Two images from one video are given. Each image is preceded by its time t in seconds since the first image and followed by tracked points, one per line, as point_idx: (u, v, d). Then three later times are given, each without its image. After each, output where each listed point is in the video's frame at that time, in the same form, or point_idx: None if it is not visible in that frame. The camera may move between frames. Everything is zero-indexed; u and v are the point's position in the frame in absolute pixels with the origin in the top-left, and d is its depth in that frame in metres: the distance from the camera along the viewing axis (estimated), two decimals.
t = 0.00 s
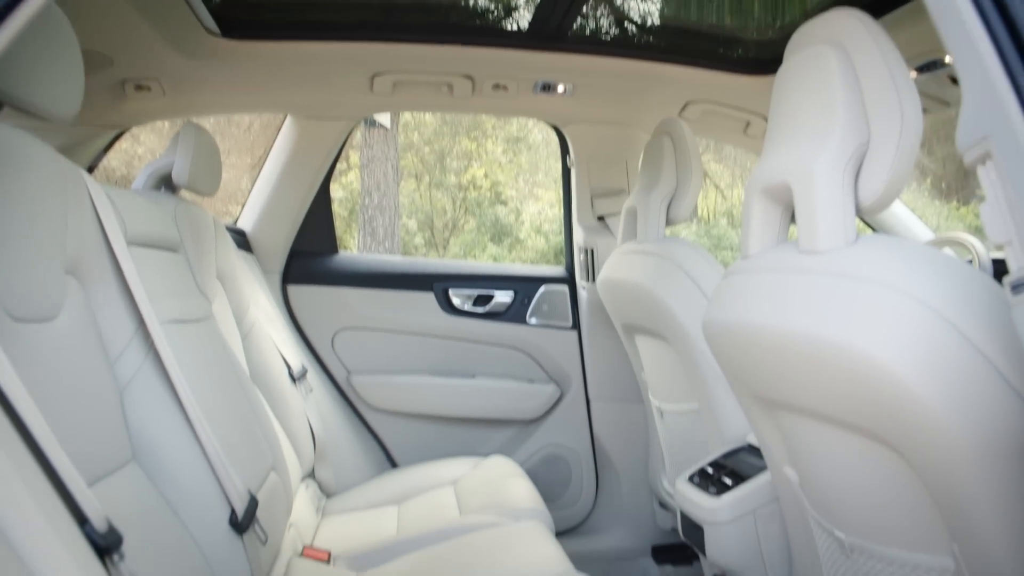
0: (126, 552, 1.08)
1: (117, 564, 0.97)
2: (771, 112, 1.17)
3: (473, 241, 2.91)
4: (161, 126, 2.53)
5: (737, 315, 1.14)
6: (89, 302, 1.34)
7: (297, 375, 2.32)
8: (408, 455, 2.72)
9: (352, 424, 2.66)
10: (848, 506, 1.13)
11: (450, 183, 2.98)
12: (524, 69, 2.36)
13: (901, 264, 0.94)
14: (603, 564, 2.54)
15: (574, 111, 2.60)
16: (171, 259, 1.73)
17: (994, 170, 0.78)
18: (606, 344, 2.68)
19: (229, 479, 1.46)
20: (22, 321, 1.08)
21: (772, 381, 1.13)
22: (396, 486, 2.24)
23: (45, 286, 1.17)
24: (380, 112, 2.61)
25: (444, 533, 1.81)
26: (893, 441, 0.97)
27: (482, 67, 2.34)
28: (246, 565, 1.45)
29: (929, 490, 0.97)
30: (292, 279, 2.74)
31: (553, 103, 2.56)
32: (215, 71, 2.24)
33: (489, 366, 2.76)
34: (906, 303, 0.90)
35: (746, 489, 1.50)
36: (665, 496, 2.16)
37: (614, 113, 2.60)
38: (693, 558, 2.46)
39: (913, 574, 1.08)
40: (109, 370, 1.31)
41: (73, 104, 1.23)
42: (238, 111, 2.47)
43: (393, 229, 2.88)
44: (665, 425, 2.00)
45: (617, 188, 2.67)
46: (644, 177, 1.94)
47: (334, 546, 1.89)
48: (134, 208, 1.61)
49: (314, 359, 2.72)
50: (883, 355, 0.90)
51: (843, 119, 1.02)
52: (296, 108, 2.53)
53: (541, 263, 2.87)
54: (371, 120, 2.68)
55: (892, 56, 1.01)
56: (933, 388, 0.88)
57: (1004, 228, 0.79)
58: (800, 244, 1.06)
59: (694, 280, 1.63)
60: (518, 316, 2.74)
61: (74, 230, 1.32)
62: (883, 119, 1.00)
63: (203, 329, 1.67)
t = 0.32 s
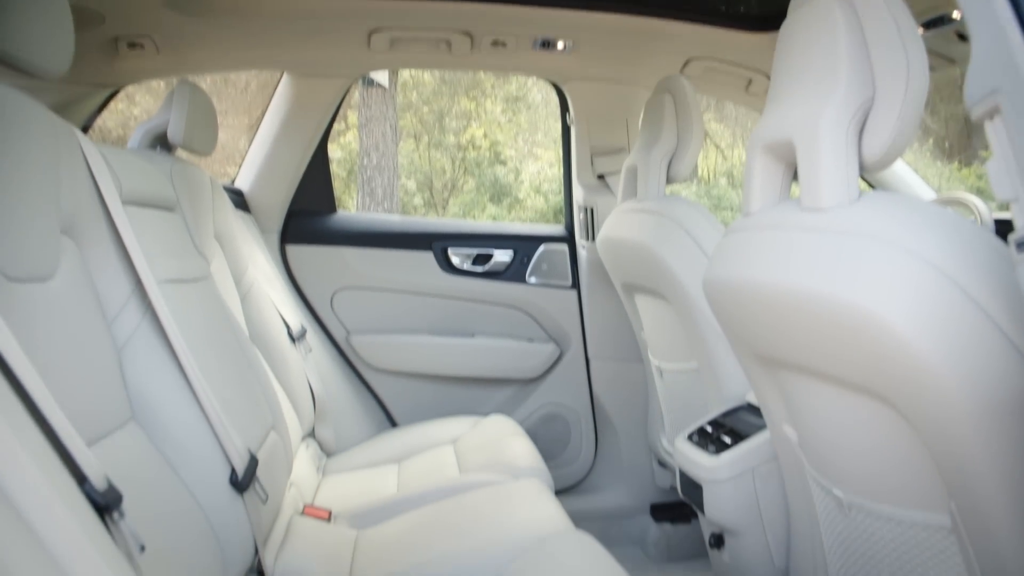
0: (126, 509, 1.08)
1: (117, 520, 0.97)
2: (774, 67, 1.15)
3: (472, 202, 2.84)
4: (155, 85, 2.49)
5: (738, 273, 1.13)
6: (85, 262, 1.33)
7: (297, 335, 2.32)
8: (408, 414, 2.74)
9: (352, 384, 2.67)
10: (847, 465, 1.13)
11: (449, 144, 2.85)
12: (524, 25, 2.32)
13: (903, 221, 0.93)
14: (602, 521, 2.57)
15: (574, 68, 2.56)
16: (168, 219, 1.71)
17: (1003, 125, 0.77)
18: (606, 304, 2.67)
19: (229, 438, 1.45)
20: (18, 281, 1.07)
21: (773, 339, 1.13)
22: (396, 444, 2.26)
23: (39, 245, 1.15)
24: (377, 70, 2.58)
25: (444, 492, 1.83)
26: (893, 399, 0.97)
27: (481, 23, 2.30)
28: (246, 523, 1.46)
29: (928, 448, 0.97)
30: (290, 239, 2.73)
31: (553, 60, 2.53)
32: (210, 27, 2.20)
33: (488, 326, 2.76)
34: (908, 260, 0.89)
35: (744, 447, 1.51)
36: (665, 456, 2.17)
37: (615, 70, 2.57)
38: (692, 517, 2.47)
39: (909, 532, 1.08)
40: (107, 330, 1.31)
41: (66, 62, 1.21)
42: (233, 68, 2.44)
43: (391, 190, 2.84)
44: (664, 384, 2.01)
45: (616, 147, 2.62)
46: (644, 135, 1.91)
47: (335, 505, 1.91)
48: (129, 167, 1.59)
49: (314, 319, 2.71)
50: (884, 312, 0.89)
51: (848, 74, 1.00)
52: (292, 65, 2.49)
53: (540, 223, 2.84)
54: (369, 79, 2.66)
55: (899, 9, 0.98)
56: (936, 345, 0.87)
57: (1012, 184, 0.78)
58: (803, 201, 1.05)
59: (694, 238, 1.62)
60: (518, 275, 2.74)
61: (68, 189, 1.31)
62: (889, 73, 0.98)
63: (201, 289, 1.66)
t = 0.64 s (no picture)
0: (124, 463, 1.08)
1: (115, 474, 0.97)
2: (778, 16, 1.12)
3: (471, 158, 2.81)
4: (147, 39, 2.45)
5: (739, 226, 1.11)
6: (79, 216, 1.32)
7: (296, 290, 2.31)
8: (408, 369, 2.75)
9: (351, 339, 2.67)
10: (847, 419, 1.14)
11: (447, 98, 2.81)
12: None
13: (907, 172, 0.91)
14: (600, 474, 2.59)
15: (572, 18, 2.53)
16: (163, 173, 1.69)
17: (1014, 73, 0.76)
18: (605, 260, 2.66)
19: (228, 393, 1.45)
20: (11, 237, 1.06)
21: (774, 293, 1.12)
22: (396, 398, 2.27)
23: (31, 199, 1.13)
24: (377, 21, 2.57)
25: (444, 447, 1.84)
26: (894, 353, 0.96)
27: None
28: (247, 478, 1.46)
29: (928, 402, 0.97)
30: (287, 194, 2.70)
31: (552, 10, 2.48)
32: None
33: (488, 282, 2.74)
34: (912, 212, 0.88)
35: (742, 402, 1.51)
36: (665, 411, 2.18)
37: (615, 21, 2.52)
38: (690, 471, 2.46)
39: (907, 486, 1.09)
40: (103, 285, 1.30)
41: (52, 12, 1.17)
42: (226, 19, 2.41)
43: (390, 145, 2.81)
44: (663, 339, 2.01)
45: (616, 99, 2.58)
46: (645, 89, 1.88)
47: (334, 459, 1.93)
48: (122, 119, 1.57)
49: (313, 275, 2.71)
50: (886, 266, 0.88)
51: (854, 21, 0.97)
52: (286, 14, 2.47)
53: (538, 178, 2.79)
54: (367, 34, 2.62)
55: None
56: (938, 297, 0.86)
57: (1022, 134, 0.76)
58: (805, 153, 1.03)
59: (694, 191, 1.61)
60: (516, 230, 2.72)
61: (60, 142, 1.29)
62: (897, 20, 0.96)
63: (197, 244, 1.65)
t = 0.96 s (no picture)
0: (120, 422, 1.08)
1: (112, 433, 0.97)
2: None
3: (468, 116, 2.83)
4: None
5: (740, 182, 1.10)
6: (71, 173, 1.30)
7: (293, 249, 2.30)
8: (406, 328, 2.75)
9: (348, 298, 2.67)
10: (847, 376, 1.13)
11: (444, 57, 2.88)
12: None
13: (912, 127, 0.90)
14: (598, 432, 2.61)
15: None
16: (156, 131, 1.66)
17: None
18: (604, 219, 2.64)
19: (224, 351, 1.45)
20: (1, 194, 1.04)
21: (774, 250, 1.11)
22: (394, 357, 2.28)
23: (19, 155, 1.11)
24: None
25: (442, 405, 1.84)
26: (893, 309, 0.96)
27: None
28: (245, 436, 1.47)
29: (926, 358, 0.96)
30: (283, 152, 2.67)
31: None
32: None
33: (486, 241, 2.73)
34: (917, 168, 0.86)
35: (741, 359, 1.51)
36: (662, 368, 2.19)
37: None
38: (687, 429, 2.47)
39: (904, 443, 1.09)
40: (97, 244, 1.29)
41: None
42: None
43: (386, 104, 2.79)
44: (661, 296, 2.00)
45: (616, 55, 2.46)
46: (645, 42, 1.85)
47: (333, 417, 1.94)
48: (112, 75, 1.53)
49: (309, 234, 2.69)
50: (889, 223, 0.87)
51: None
52: None
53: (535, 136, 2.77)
54: None
55: None
56: (937, 252, 0.85)
57: None
58: (809, 108, 1.01)
59: (693, 148, 1.59)
60: (515, 188, 2.69)
61: (49, 98, 1.26)
62: None
63: (192, 203, 1.63)
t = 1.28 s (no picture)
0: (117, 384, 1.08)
1: (108, 394, 0.97)
2: None
3: (466, 79, 2.83)
4: None
5: (741, 142, 1.08)
6: (62, 134, 1.29)
7: (290, 212, 2.29)
8: (404, 292, 2.74)
9: (346, 261, 2.66)
10: (845, 336, 1.13)
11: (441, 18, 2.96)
12: None
13: (915, 84, 0.88)
14: (596, 395, 2.62)
15: None
16: (149, 92, 1.64)
17: None
18: (603, 182, 2.62)
19: (221, 314, 1.44)
20: None
21: (774, 210, 1.10)
22: (392, 320, 2.27)
23: (8, 115, 1.09)
24: None
25: (441, 367, 1.85)
26: (893, 269, 0.95)
27: None
28: (242, 399, 1.47)
29: (926, 318, 0.96)
30: (279, 115, 2.64)
31: None
32: None
33: (485, 203, 2.71)
34: (919, 125, 0.85)
35: (740, 321, 1.51)
36: (660, 330, 2.20)
37: None
38: (686, 392, 2.48)
39: (902, 404, 1.09)
40: (91, 205, 1.28)
41: None
42: None
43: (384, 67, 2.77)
44: (661, 258, 1.99)
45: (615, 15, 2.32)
46: None
47: (332, 380, 1.94)
48: (104, 35, 1.51)
49: (307, 197, 2.67)
50: (889, 180, 0.86)
51: None
52: None
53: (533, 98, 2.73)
54: None
55: None
56: (941, 210, 0.84)
57: None
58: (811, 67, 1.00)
59: (692, 107, 1.56)
60: (512, 149, 2.67)
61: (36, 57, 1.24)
62: None
63: (188, 166, 1.62)
